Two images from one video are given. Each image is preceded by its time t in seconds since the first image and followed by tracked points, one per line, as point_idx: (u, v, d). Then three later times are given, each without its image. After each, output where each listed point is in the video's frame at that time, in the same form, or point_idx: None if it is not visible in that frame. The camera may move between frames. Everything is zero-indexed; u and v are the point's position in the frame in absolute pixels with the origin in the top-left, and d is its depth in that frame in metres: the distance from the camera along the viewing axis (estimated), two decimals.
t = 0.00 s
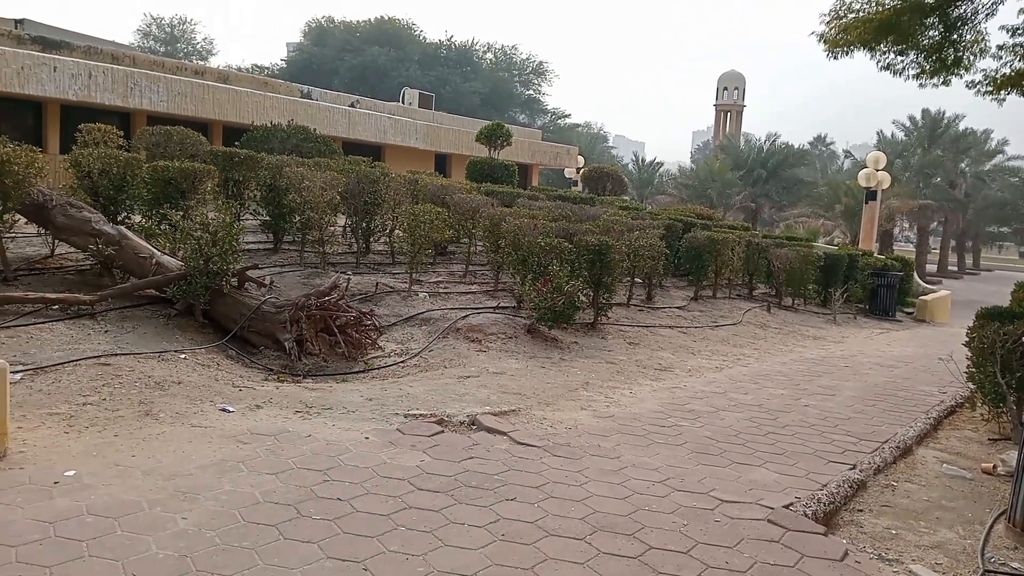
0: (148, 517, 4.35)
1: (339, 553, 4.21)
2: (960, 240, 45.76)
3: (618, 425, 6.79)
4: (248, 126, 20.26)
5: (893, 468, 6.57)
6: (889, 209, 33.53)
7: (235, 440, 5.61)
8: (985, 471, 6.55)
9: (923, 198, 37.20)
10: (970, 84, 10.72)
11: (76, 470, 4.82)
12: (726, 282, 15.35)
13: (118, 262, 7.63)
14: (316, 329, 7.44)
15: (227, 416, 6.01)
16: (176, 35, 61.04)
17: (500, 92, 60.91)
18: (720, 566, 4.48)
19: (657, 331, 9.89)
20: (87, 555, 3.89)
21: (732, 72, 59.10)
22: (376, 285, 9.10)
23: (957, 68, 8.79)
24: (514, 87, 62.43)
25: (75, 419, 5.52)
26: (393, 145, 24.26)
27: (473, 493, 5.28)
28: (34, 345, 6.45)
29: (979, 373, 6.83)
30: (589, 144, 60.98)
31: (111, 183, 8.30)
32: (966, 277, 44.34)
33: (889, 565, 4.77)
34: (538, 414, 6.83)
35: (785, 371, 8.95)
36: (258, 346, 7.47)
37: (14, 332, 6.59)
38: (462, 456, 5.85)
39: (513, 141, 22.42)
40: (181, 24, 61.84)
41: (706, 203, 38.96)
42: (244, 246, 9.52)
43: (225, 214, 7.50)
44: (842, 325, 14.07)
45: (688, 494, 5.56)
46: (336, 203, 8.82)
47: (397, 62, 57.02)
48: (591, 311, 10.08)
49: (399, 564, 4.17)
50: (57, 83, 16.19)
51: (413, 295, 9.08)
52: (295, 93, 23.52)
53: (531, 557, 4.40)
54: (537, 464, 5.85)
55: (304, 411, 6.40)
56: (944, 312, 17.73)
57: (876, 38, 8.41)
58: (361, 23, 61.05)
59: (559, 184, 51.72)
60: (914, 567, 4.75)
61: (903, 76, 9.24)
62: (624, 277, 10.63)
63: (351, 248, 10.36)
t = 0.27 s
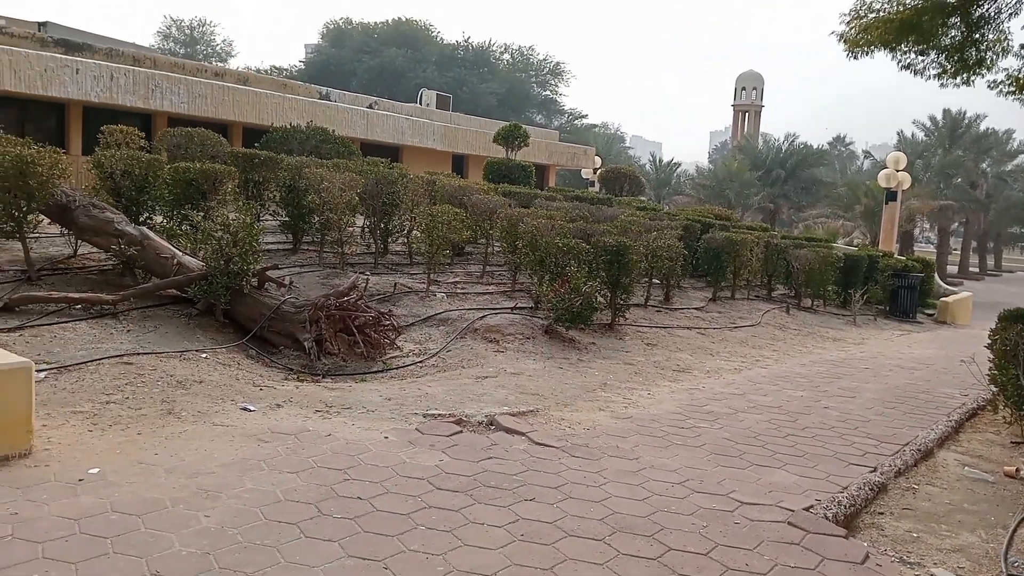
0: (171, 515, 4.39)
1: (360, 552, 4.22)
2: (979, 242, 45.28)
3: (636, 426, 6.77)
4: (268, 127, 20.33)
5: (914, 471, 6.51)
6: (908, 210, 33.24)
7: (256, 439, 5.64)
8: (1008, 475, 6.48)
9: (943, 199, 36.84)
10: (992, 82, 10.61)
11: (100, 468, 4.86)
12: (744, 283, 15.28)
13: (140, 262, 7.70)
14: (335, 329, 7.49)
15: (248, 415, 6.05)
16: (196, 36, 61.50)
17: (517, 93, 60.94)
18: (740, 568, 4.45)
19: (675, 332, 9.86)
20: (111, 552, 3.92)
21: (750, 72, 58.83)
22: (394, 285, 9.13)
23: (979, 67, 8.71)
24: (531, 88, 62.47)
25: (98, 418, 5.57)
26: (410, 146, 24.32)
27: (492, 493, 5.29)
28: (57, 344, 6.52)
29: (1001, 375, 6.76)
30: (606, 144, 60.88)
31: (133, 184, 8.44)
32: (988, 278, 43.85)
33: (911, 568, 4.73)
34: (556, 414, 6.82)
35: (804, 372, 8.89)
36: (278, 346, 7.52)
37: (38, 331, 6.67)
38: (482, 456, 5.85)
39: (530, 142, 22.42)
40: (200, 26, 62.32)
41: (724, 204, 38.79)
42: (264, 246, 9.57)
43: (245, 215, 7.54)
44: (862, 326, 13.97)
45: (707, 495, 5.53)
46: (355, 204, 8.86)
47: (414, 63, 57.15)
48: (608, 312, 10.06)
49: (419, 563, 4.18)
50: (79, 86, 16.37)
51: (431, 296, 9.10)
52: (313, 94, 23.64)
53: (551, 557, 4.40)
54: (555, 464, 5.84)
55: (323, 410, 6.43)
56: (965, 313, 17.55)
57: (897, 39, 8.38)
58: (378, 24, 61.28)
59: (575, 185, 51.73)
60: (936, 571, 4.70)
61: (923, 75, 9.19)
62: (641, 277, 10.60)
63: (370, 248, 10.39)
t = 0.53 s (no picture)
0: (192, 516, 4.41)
1: (378, 554, 4.23)
2: (999, 245, 44.79)
3: (653, 429, 6.75)
4: (286, 131, 20.42)
5: (934, 475, 6.45)
6: (928, 212, 32.95)
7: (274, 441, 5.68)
8: None
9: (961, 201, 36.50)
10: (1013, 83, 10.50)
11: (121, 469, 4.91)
12: (762, 286, 15.21)
13: (160, 265, 7.76)
14: (352, 331, 7.53)
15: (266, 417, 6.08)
16: (215, 40, 62.03)
17: (533, 96, 61.00)
18: (758, 573, 4.43)
19: (692, 335, 9.82)
20: (132, 553, 3.95)
21: (767, 73, 58.57)
22: (411, 288, 9.15)
23: (1001, 68, 8.60)
24: (547, 91, 62.52)
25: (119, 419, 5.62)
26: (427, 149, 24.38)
27: (510, 496, 5.28)
28: (79, 345, 6.59)
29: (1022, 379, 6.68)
30: (622, 147, 60.80)
31: (153, 188, 8.58)
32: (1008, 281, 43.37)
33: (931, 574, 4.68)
34: (573, 418, 6.82)
35: (823, 376, 8.84)
36: (296, 348, 7.55)
37: (60, 333, 6.74)
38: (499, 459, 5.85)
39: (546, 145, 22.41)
40: (218, 30, 62.79)
41: (741, 206, 38.64)
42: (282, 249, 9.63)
43: (263, 218, 7.61)
44: (881, 329, 13.86)
45: (725, 500, 5.50)
46: (371, 207, 8.89)
47: (431, 66, 57.30)
48: (625, 315, 10.04)
49: (437, 565, 4.18)
50: (100, 90, 16.56)
51: (447, 299, 9.12)
52: (331, 98, 23.77)
53: (568, 561, 4.39)
54: (573, 467, 5.83)
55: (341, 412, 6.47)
56: (986, 317, 17.36)
57: (917, 40, 8.34)
58: (395, 28, 61.57)
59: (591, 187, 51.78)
60: None
61: (944, 76, 9.11)
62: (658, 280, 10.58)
63: (387, 251, 10.41)
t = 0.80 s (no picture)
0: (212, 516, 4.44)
1: (395, 555, 4.24)
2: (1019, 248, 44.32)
3: (671, 433, 6.72)
4: (304, 134, 20.54)
5: (955, 480, 6.38)
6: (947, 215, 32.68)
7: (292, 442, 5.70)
8: None
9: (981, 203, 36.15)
10: None
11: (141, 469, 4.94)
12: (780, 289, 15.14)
13: (179, 267, 7.82)
14: (369, 333, 7.56)
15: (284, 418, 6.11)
16: (233, 44, 62.45)
17: (549, 98, 61.02)
18: None
19: (709, 338, 9.78)
20: (153, 552, 3.97)
21: (784, 75, 58.35)
22: (427, 290, 9.17)
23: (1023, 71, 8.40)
24: (563, 93, 62.53)
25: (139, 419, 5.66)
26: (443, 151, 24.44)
27: (527, 499, 5.27)
28: (99, 346, 6.64)
29: None
30: (638, 149, 60.69)
31: (172, 190, 8.66)
32: None
33: None
34: (590, 420, 6.80)
35: (841, 380, 8.77)
36: (313, 350, 7.58)
37: (80, 334, 6.80)
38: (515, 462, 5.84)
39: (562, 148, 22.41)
40: (237, 33, 63.20)
41: (759, 209, 38.45)
42: (300, 251, 9.67)
43: (281, 220, 7.69)
44: (900, 333, 13.75)
45: (743, 504, 5.47)
46: (388, 209, 8.93)
47: (447, 69, 57.43)
48: (641, 318, 10.01)
49: (454, 567, 4.18)
50: (120, 93, 16.73)
51: (463, 301, 9.13)
52: (348, 101, 23.87)
53: (585, 563, 4.37)
54: (590, 470, 5.82)
55: (358, 414, 6.49)
56: (1006, 321, 17.19)
57: (937, 41, 8.36)
58: (411, 31, 61.79)
59: (607, 190, 51.78)
60: None
61: (962, 78, 9.07)
62: (675, 283, 10.55)
63: (403, 253, 10.43)
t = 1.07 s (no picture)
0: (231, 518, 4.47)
1: (411, 560, 4.24)
2: None
3: (686, 438, 6.70)
4: (319, 139, 20.64)
5: (973, 486, 6.32)
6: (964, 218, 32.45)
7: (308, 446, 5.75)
8: None
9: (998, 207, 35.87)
10: None
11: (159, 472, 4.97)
12: (795, 293, 15.09)
13: (196, 271, 7.86)
14: (385, 338, 7.60)
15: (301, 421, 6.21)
16: (248, 50, 62.87)
17: (563, 102, 61.06)
18: None
19: (724, 343, 9.76)
20: (171, 555, 3.99)
21: (799, 79, 58.19)
22: (442, 294, 9.19)
23: None
24: (576, 97, 62.56)
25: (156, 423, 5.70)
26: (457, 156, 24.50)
27: (542, 504, 5.27)
28: (117, 351, 6.69)
29: None
30: (652, 153, 60.59)
31: (190, 196, 8.65)
32: None
33: None
34: (604, 425, 6.79)
35: (858, 385, 8.72)
36: (328, 354, 7.61)
37: (98, 339, 6.86)
38: (530, 467, 5.84)
39: (575, 152, 22.41)
40: (252, 39, 63.54)
41: (774, 213, 38.28)
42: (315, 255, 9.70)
43: (298, 225, 7.67)
44: (917, 338, 13.65)
45: (760, 510, 5.44)
46: (403, 214, 8.96)
47: (460, 74, 57.55)
48: (656, 322, 10.00)
49: (470, 572, 4.18)
50: (137, 99, 16.88)
51: (477, 305, 9.14)
52: (363, 106, 23.98)
53: (601, 569, 4.37)
54: (604, 476, 5.80)
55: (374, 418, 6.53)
56: None
57: (953, 45, 8.28)
58: (425, 36, 62.02)
59: (620, 194, 51.79)
60: None
61: (981, 82, 8.97)
62: (689, 288, 10.53)
63: (417, 258, 10.46)
